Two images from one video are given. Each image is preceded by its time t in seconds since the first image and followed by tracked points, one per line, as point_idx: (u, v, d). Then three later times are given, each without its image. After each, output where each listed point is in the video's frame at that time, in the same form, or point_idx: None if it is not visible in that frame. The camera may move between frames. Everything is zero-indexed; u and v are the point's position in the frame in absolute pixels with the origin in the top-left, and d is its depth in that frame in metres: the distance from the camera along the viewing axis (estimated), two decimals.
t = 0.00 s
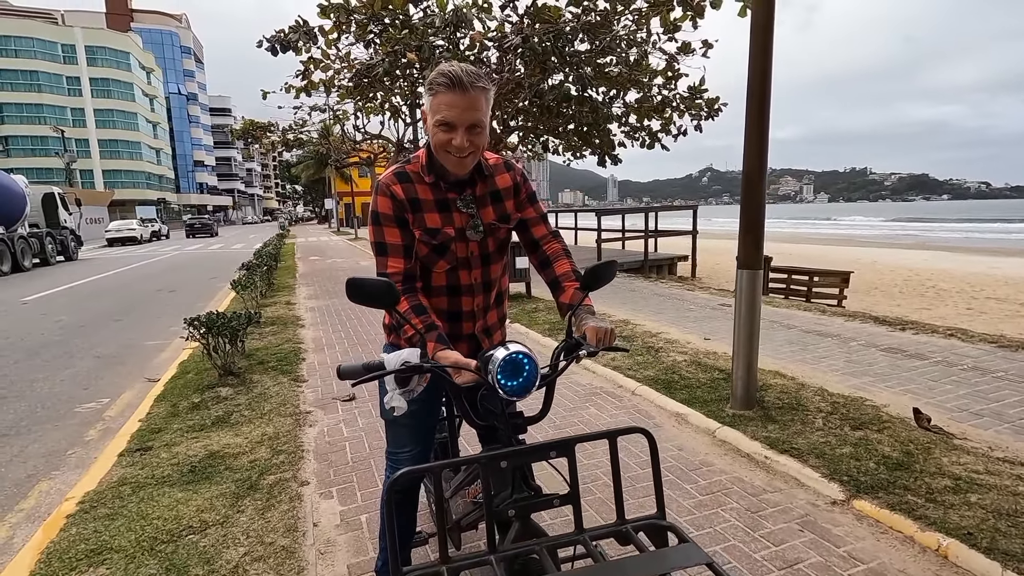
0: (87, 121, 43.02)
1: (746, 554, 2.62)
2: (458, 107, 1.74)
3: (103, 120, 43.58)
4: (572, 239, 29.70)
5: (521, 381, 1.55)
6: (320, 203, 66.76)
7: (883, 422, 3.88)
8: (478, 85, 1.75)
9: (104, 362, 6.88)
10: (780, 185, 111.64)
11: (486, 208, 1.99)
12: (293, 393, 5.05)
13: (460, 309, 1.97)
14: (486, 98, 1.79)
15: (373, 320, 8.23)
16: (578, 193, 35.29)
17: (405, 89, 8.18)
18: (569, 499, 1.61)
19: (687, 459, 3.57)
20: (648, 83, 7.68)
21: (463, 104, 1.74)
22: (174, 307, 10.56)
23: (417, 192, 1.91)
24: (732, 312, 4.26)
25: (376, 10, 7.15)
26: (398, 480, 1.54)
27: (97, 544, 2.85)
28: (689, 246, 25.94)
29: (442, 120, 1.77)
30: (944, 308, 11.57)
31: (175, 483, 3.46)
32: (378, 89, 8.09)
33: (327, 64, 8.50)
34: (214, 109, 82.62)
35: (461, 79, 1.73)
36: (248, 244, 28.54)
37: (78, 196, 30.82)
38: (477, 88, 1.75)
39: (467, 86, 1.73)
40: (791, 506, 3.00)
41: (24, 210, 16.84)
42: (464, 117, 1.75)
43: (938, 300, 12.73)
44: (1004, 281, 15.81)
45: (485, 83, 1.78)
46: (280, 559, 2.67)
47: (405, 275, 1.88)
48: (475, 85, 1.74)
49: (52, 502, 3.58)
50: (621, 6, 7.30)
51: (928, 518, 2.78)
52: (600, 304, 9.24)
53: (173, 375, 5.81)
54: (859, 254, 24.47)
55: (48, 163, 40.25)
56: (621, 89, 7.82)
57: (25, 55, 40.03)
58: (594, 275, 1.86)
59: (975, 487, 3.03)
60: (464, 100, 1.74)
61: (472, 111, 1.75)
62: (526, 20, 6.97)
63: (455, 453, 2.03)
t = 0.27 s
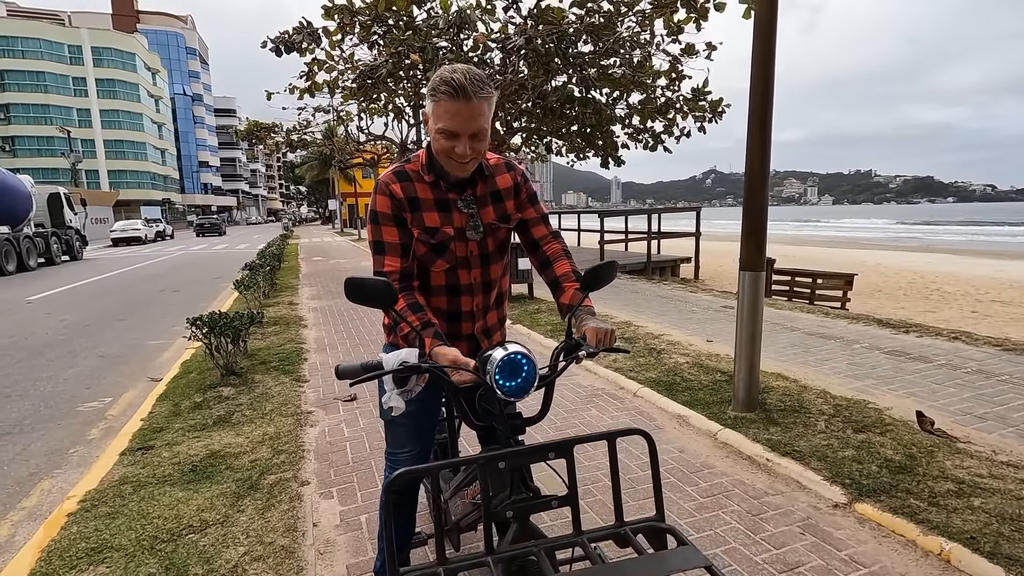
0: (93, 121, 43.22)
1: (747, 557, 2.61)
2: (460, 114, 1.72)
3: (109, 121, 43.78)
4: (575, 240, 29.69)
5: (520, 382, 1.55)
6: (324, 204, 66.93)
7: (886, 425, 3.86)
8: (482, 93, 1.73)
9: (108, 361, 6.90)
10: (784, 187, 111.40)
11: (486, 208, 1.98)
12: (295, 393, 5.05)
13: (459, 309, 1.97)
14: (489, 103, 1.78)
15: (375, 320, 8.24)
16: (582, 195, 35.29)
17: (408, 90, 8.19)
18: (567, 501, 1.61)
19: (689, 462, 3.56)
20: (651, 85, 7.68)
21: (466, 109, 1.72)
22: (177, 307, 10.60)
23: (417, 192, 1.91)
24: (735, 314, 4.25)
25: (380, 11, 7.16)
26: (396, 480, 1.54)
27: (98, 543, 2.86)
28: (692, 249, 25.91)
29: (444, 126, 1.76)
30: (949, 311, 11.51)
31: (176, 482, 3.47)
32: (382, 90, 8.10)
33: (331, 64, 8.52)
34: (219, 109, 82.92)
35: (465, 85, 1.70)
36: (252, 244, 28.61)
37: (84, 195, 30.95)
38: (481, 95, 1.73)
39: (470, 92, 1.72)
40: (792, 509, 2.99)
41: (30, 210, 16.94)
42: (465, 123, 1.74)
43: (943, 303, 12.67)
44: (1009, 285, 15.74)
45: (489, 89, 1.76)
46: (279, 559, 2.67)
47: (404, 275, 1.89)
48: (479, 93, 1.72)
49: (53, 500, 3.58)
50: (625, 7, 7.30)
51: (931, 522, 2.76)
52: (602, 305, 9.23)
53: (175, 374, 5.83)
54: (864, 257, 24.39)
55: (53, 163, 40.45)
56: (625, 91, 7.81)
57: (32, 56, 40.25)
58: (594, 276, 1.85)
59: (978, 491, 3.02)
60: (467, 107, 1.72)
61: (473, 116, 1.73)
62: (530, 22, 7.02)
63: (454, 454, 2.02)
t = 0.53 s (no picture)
0: (98, 122, 43.40)
1: (748, 559, 2.60)
2: (473, 123, 1.72)
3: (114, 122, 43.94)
4: (577, 242, 29.68)
5: (518, 381, 1.55)
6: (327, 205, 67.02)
7: (888, 428, 3.84)
8: (495, 103, 1.73)
9: (110, 360, 6.92)
10: (788, 189, 111.20)
11: (487, 208, 1.99)
12: (296, 393, 5.06)
13: (459, 309, 1.97)
14: (500, 111, 1.77)
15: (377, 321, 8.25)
16: (585, 197, 35.26)
17: (411, 91, 8.20)
18: (566, 502, 1.61)
19: (690, 463, 3.55)
20: (654, 87, 7.68)
21: (477, 116, 1.71)
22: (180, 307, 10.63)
23: (417, 190, 1.91)
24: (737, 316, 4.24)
25: (384, 13, 7.18)
26: (394, 480, 1.54)
27: (99, 542, 2.86)
28: (695, 251, 25.87)
29: (454, 131, 1.75)
30: (954, 314, 11.46)
31: (177, 481, 3.47)
32: (385, 91, 8.11)
33: (334, 66, 8.54)
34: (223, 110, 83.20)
35: (477, 93, 1.70)
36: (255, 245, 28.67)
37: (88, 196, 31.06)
38: (494, 104, 1.72)
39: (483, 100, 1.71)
40: (794, 511, 2.98)
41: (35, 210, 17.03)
42: (479, 133, 1.74)
43: (947, 307, 12.62)
44: (1014, 288, 15.66)
45: (501, 99, 1.76)
46: (279, 558, 2.67)
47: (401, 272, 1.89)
48: (493, 104, 1.72)
49: (55, 499, 3.59)
50: (628, 9, 7.30)
51: (933, 525, 2.75)
52: (604, 307, 9.22)
53: (177, 374, 5.84)
54: (868, 259, 24.31)
55: (59, 163, 40.63)
56: (628, 92, 7.79)
57: (38, 57, 40.43)
58: (595, 276, 1.85)
59: (981, 495, 3.00)
60: (479, 114, 1.71)
61: (486, 126, 1.74)
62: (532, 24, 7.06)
63: (454, 455, 2.02)
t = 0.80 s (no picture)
0: (103, 123, 43.58)
1: (750, 561, 2.59)
2: (483, 124, 1.72)
3: (119, 123, 44.12)
4: (580, 244, 29.65)
5: (519, 381, 1.54)
6: (330, 206, 67.11)
7: (893, 430, 3.82)
8: (507, 106, 1.73)
9: (114, 360, 6.94)
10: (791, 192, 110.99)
11: (492, 208, 1.99)
12: (299, 393, 5.06)
13: (461, 307, 1.97)
14: (510, 113, 1.78)
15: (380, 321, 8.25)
16: (588, 199, 35.26)
17: (415, 92, 8.21)
18: (568, 502, 1.60)
19: (692, 465, 3.54)
20: (658, 88, 7.67)
21: (489, 117, 1.72)
22: (184, 307, 10.66)
23: (420, 187, 1.93)
24: (741, 316, 4.23)
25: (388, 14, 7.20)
26: (396, 479, 1.54)
27: (102, 539, 2.87)
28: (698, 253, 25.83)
29: (464, 131, 1.76)
30: (958, 317, 11.41)
31: (180, 479, 3.48)
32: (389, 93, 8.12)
33: (338, 67, 8.57)
34: (228, 112, 83.48)
35: (488, 94, 1.70)
36: (259, 245, 28.72)
37: (93, 196, 31.18)
38: (505, 107, 1.73)
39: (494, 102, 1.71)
40: (797, 513, 2.97)
41: (40, 210, 17.10)
42: (491, 134, 1.74)
43: (951, 309, 12.57)
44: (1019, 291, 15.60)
45: (512, 99, 1.76)
46: (281, 557, 2.67)
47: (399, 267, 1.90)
48: (505, 106, 1.72)
49: (59, 497, 3.60)
50: (632, 10, 7.30)
51: (937, 528, 2.73)
52: (607, 308, 9.21)
53: (181, 373, 5.85)
54: (872, 262, 24.23)
55: (64, 163, 40.82)
56: (631, 94, 7.79)
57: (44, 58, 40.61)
58: (597, 275, 1.85)
59: (986, 497, 2.98)
60: (490, 116, 1.72)
61: (497, 128, 1.74)
62: (537, 25, 7.10)
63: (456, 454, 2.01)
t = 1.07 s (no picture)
0: (108, 124, 43.77)
1: (753, 564, 2.58)
2: (481, 124, 1.72)
3: (124, 124, 44.32)
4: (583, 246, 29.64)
5: (520, 382, 1.55)
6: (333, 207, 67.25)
7: (897, 434, 3.81)
8: (505, 105, 1.73)
9: (118, 360, 6.96)
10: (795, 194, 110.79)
11: (492, 209, 1.99)
12: (302, 394, 5.07)
13: (461, 308, 1.97)
14: (507, 113, 1.78)
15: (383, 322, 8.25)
16: (591, 201, 35.28)
17: (419, 94, 8.22)
18: (568, 503, 1.60)
19: (695, 467, 3.53)
20: (661, 90, 7.67)
21: (488, 117, 1.72)
22: (188, 307, 10.69)
23: (420, 188, 1.93)
24: (744, 318, 4.22)
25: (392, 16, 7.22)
26: (396, 480, 1.54)
27: (105, 539, 2.87)
28: (701, 255, 25.81)
29: (463, 132, 1.76)
30: (962, 320, 11.38)
31: (183, 480, 3.49)
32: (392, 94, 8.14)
33: (342, 68, 8.59)
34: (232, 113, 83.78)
35: (486, 94, 1.70)
36: (262, 246, 28.80)
37: (98, 197, 31.30)
38: (503, 106, 1.73)
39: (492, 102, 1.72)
40: (800, 517, 2.96)
41: (45, 210, 17.17)
42: (488, 133, 1.75)
43: (956, 312, 12.53)
44: None
45: (510, 99, 1.76)
46: (283, 558, 2.67)
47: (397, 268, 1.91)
48: (502, 105, 1.72)
49: (63, 496, 3.61)
50: (636, 12, 7.31)
51: (942, 532, 2.72)
52: (610, 310, 9.20)
53: (184, 374, 5.86)
54: (876, 265, 24.16)
55: (69, 164, 41.02)
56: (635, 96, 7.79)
57: (50, 60, 40.81)
58: (596, 276, 1.84)
59: (990, 502, 2.97)
60: (489, 115, 1.72)
61: (495, 127, 1.74)
62: (540, 27, 7.12)
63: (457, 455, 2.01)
